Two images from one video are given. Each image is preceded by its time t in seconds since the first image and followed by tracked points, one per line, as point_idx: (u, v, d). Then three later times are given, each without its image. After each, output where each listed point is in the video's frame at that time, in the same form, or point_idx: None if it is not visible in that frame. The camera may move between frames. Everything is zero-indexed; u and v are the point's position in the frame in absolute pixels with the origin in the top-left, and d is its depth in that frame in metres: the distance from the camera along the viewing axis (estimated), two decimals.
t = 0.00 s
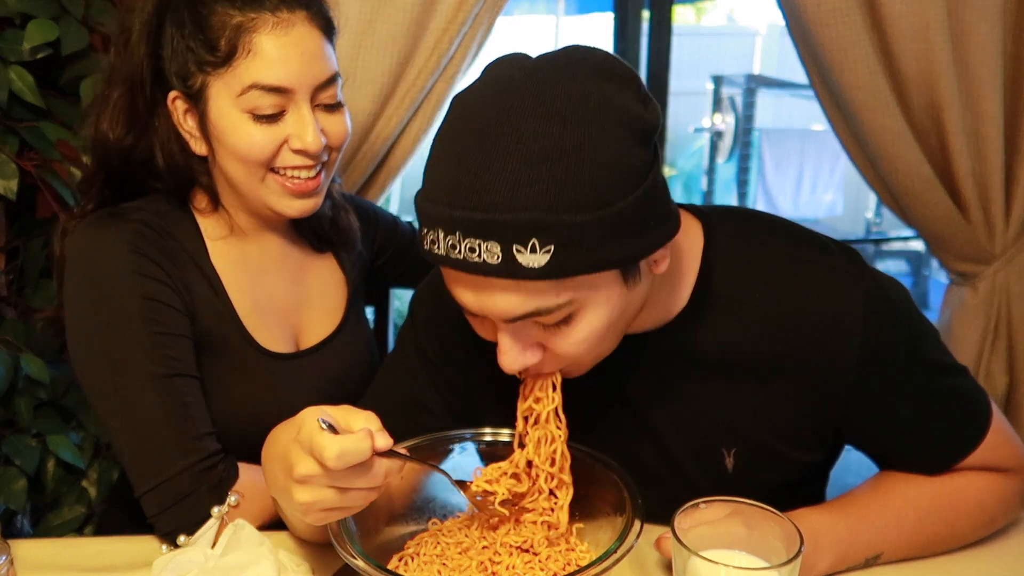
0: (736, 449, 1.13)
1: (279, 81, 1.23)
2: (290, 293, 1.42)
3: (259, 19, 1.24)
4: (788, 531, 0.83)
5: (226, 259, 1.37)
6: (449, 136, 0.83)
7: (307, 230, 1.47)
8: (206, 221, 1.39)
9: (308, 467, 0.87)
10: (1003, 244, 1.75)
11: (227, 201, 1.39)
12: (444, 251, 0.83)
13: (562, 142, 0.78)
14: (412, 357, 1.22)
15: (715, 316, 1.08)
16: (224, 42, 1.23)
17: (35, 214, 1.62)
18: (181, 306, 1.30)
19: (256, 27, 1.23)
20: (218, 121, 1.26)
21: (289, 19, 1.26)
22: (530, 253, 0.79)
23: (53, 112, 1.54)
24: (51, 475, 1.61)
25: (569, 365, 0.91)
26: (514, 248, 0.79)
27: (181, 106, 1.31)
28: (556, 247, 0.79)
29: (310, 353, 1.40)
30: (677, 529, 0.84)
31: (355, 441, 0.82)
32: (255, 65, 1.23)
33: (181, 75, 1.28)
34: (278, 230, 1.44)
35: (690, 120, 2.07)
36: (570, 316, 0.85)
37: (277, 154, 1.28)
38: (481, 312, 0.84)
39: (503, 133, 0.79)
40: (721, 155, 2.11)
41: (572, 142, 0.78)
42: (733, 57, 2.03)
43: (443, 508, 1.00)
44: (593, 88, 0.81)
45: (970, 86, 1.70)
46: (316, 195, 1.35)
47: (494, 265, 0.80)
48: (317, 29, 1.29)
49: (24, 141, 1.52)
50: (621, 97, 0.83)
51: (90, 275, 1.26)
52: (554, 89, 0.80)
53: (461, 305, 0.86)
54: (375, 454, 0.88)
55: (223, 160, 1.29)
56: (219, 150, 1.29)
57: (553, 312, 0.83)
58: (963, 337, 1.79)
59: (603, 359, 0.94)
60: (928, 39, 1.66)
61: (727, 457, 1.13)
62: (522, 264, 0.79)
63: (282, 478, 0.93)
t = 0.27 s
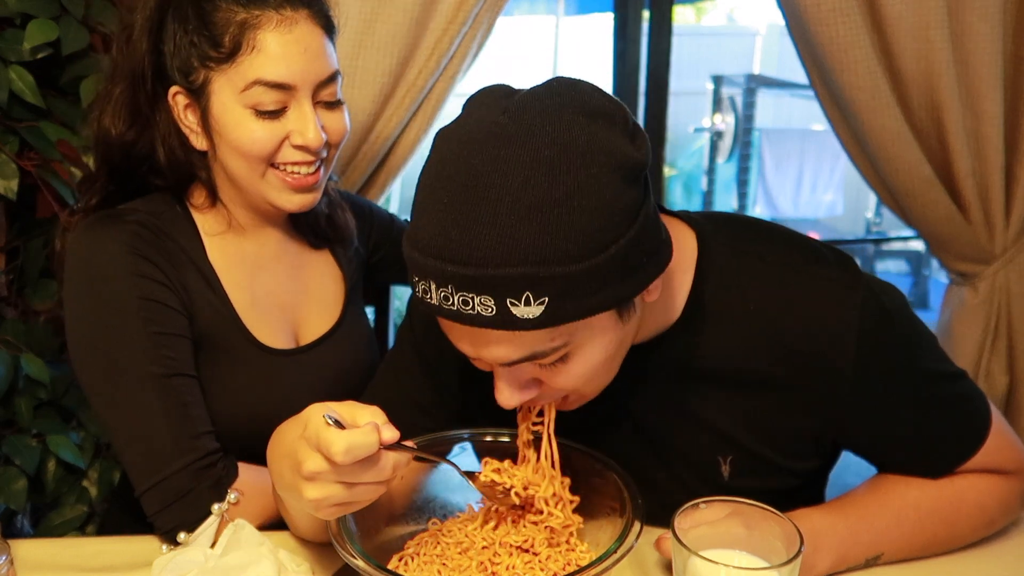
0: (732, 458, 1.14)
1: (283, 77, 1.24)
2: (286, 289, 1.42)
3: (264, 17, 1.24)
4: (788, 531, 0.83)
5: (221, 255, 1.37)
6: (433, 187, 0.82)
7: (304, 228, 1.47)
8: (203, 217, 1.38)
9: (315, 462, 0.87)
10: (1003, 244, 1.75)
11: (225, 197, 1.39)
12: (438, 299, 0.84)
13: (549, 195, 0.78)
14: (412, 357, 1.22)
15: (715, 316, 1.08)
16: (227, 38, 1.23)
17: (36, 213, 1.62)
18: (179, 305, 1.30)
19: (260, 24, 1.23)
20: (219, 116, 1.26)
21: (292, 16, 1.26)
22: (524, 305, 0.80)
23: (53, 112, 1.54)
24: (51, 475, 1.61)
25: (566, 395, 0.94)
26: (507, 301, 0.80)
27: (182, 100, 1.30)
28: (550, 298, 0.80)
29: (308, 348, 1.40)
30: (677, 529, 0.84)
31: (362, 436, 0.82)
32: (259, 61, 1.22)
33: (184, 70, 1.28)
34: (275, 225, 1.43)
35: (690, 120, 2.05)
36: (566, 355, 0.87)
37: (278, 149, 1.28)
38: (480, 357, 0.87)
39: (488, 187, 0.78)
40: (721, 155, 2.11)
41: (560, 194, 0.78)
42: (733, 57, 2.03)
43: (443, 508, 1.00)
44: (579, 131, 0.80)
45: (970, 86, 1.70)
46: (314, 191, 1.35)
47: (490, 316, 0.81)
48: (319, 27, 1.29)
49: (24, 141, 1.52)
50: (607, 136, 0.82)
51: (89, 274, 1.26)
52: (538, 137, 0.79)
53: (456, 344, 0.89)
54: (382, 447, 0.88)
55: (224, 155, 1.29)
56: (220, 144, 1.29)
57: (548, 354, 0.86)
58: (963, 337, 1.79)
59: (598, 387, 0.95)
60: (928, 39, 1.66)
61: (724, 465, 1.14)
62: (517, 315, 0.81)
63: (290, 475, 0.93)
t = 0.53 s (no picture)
0: (732, 460, 1.14)
1: (288, 80, 1.24)
2: (278, 289, 1.42)
3: (273, 18, 1.25)
4: (788, 531, 0.83)
5: (210, 254, 1.36)
6: (431, 205, 0.81)
7: (295, 226, 1.47)
8: (193, 214, 1.38)
9: (309, 462, 0.86)
10: (1003, 244, 1.75)
11: (218, 194, 1.38)
12: (437, 318, 0.84)
13: (548, 213, 0.78)
14: (411, 357, 1.22)
15: (714, 316, 1.08)
16: (235, 37, 1.24)
17: (36, 213, 1.62)
18: (170, 307, 1.30)
19: (269, 26, 1.24)
20: (221, 112, 1.26)
21: (301, 21, 1.27)
22: (524, 324, 0.80)
23: (53, 112, 1.54)
24: (51, 475, 1.61)
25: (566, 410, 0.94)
26: (507, 320, 0.80)
27: (182, 96, 1.30)
28: (550, 317, 0.80)
29: (301, 348, 1.40)
30: (677, 529, 0.84)
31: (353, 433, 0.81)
32: (265, 62, 1.23)
33: (188, 65, 1.28)
34: (268, 225, 1.43)
35: (690, 120, 2.05)
36: (566, 371, 0.88)
37: (278, 150, 1.28)
38: (482, 375, 0.87)
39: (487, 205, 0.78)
40: (721, 155, 2.11)
41: (559, 212, 0.78)
42: (733, 57, 2.03)
43: (443, 508, 1.00)
44: (578, 148, 0.80)
45: (970, 86, 1.70)
46: (309, 193, 1.35)
47: (489, 335, 0.82)
48: (325, 31, 1.29)
49: (24, 140, 1.52)
50: (605, 153, 0.82)
51: (83, 275, 1.26)
52: (537, 155, 0.79)
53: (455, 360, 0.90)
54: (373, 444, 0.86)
55: (221, 152, 1.29)
56: (219, 142, 1.28)
57: (549, 372, 0.86)
58: (963, 337, 1.79)
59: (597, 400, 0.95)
60: (928, 39, 1.66)
61: (724, 469, 1.14)
62: (516, 334, 0.81)
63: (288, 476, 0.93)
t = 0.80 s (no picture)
0: (732, 462, 1.14)
1: (284, 81, 1.24)
2: (278, 290, 1.41)
3: (269, 19, 1.25)
4: (788, 530, 0.83)
5: (211, 255, 1.36)
6: (433, 217, 0.81)
7: (295, 227, 1.47)
8: (193, 214, 1.38)
9: (282, 476, 0.88)
10: (1003, 244, 1.75)
11: (217, 195, 1.39)
12: (443, 328, 0.84)
13: (551, 223, 0.77)
14: (411, 357, 1.22)
15: (714, 315, 1.08)
16: (231, 39, 1.23)
17: (36, 213, 1.62)
18: (169, 307, 1.30)
19: (265, 27, 1.24)
20: (218, 114, 1.26)
21: (297, 21, 1.27)
22: (530, 334, 0.81)
23: (53, 113, 1.54)
24: (51, 475, 1.60)
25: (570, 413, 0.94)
26: (513, 331, 0.80)
27: (178, 96, 1.30)
28: (556, 326, 0.80)
29: (301, 349, 1.40)
30: (677, 529, 0.84)
31: (327, 453, 0.84)
32: (261, 64, 1.23)
33: (184, 66, 1.28)
34: (267, 226, 1.43)
35: (690, 120, 2.05)
36: (572, 376, 0.88)
37: (276, 150, 1.28)
38: (489, 380, 0.88)
39: (490, 217, 0.78)
40: (721, 155, 2.11)
41: (562, 221, 0.78)
42: (733, 57, 2.03)
43: (443, 508, 1.00)
44: (578, 156, 0.80)
45: (970, 86, 1.70)
46: (309, 194, 1.35)
47: (496, 345, 0.82)
48: (321, 32, 1.29)
49: (24, 141, 1.52)
50: (606, 160, 0.81)
51: (82, 276, 1.26)
52: (538, 164, 0.79)
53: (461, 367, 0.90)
54: (348, 464, 0.88)
55: (220, 154, 1.29)
56: (217, 143, 1.28)
57: (556, 376, 0.87)
58: (963, 337, 1.79)
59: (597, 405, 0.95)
60: (928, 40, 1.66)
61: (724, 469, 1.14)
62: (523, 344, 0.81)
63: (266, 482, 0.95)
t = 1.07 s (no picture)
0: (732, 462, 1.14)
1: (277, 82, 1.24)
2: (278, 291, 1.41)
3: (263, 19, 1.25)
4: (788, 530, 0.83)
5: (211, 256, 1.36)
6: (436, 216, 0.81)
7: (295, 227, 1.48)
8: (192, 215, 1.38)
9: (287, 487, 0.88)
10: (1003, 243, 1.75)
11: (216, 196, 1.39)
12: (445, 329, 0.84)
13: (556, 223, 0.77)
14: (411, 357, 1.22)
15: (713, 316, 1.08)
16: (224, 39, 1.24)
17: (35, 213, 1.62)
18: (168, 308, 1.30)
19: (259, 27, 1.24)
20: (214, 114, 1.26)
21: (291, 21, 1.27)
22: (533, 334, 0.80)
23: (53, 113, 1.54)
24: (51, 475, 1.60)
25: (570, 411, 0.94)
26: (517, 331, 0.80)
27: (175, 97, 1.30)
28: (559, 327, 0.80)
29: (300, 350, 1.40)
30: (677, 529, 0.84)
31: (334, 469, 0.84)
32: (255, 64, 1.23)
33: (178, 67, 1.28)
34: (266, 227, 1.43)
35: (690, 120, 2.05)
36: (575, 377, 0.88)
37: (272, 150, 1.28)
38: (491, 380, 0.88)
39: (494, 217, 0.77)
40: (721, 155, 2.10)
41: (566, 221, 0.78)
42: (733, 57, 2.03)
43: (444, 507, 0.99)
44: (583, 156, 0.80)
45: (970, 86, 1.70)
46: (308, 197, 1.35)
47: (498, 344, 0.82)
48: (316, 31, 1.29)
49: (24, 141, 1.52)
50: (611, 160, 0.81)
51: (82, 276, 1.26)
52: (542, 165, 0.79)
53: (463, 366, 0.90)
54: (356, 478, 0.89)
55: (218, 155, 1.29)
56: (214, 144, 1.28)
57: (558, 376, 0.86)
58: (963, 337, 1.79)
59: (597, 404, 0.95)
60: (928, 40, 1.66)
61: (724, 469, 1.14)
62: (525, 343, 0.81)
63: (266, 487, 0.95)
